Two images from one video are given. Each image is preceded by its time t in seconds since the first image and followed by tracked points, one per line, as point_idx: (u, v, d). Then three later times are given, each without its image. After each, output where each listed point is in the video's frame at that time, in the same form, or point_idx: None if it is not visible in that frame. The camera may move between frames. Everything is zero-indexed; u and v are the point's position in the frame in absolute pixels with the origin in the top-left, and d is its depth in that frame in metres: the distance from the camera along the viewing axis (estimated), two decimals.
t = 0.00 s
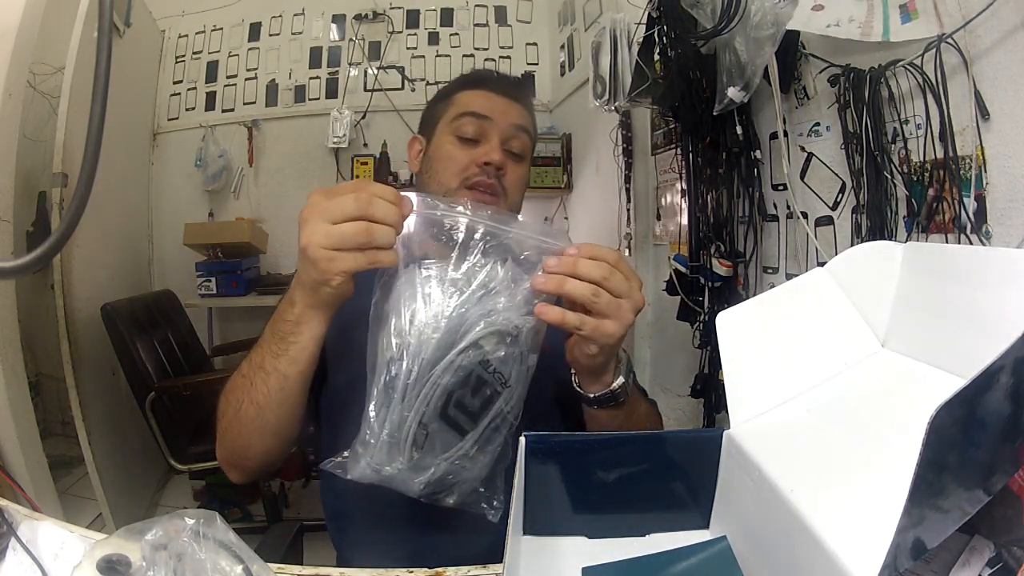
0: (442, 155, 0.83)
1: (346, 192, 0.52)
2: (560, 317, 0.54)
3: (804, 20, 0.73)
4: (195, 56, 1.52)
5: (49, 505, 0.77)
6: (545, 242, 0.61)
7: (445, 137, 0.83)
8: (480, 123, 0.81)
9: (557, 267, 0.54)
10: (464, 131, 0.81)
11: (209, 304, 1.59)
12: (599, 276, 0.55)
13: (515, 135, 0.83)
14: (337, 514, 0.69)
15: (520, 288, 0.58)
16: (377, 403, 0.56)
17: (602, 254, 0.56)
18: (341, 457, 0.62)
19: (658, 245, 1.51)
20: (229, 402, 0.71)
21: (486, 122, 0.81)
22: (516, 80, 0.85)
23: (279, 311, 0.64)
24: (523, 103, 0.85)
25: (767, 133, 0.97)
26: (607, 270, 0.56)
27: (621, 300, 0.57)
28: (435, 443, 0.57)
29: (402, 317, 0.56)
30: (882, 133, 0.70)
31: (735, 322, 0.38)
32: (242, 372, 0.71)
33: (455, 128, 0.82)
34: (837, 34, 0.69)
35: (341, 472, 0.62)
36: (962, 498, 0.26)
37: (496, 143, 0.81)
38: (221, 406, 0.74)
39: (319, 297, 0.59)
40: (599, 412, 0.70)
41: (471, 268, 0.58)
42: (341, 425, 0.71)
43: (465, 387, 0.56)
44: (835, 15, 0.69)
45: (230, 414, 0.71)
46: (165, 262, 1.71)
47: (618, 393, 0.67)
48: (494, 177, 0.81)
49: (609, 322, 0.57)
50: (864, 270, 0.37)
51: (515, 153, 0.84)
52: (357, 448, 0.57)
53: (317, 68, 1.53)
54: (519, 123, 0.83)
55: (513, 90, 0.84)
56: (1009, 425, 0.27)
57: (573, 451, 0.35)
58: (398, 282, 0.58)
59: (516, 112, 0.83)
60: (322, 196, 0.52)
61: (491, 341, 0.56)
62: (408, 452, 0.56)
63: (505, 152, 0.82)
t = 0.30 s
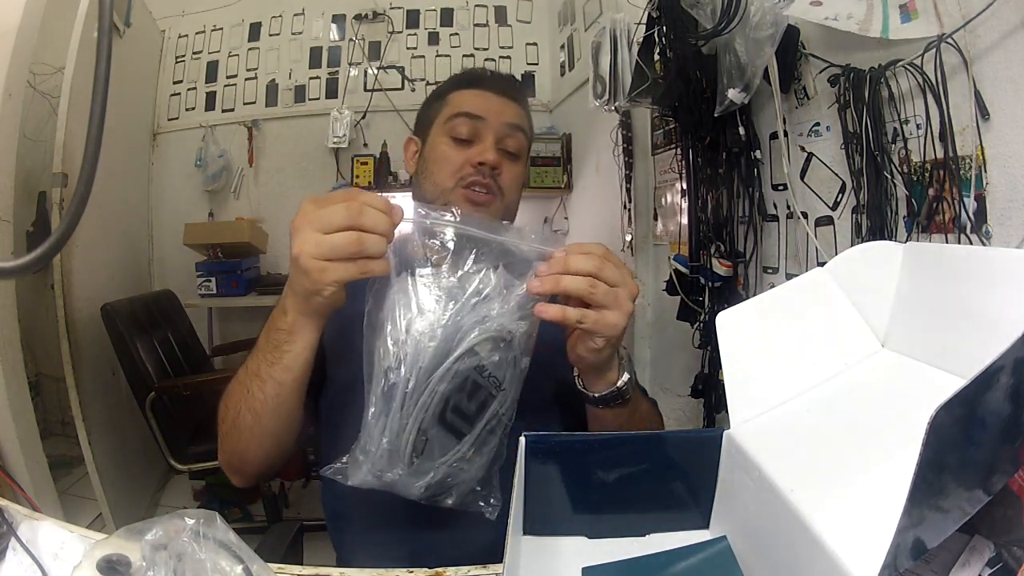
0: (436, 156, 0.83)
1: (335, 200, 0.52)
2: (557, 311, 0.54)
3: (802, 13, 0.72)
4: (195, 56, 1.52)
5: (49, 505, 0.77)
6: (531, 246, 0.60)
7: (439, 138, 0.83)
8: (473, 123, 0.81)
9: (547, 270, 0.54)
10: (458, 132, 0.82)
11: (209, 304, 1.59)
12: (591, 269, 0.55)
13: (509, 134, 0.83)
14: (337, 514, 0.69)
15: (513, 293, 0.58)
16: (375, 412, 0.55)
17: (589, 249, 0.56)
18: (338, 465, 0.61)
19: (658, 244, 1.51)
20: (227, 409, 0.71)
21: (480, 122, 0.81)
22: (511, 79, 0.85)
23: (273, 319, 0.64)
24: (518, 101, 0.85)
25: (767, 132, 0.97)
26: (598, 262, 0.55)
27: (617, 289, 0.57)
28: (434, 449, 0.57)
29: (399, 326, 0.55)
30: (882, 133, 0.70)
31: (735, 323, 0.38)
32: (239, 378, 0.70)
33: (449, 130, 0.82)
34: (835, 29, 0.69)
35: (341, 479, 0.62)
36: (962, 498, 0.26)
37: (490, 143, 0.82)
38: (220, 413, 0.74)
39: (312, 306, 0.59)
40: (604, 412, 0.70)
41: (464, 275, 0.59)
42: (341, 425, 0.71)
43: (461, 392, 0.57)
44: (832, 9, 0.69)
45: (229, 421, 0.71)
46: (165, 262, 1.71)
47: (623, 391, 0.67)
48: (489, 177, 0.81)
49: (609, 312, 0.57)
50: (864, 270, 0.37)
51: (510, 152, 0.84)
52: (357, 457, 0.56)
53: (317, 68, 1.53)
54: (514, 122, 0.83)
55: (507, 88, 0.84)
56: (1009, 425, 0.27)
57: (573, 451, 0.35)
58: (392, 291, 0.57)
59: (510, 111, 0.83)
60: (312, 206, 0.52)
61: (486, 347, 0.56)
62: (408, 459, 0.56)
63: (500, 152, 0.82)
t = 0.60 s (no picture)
0: (431, 161, 0.83)
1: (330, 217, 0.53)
2: (549, 312, 0.53)
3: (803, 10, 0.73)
4: (195, 56, 1.52)
5: (49, 505, 0.77)
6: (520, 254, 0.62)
7: (434, 141, 0.83)
8: (466, 125, 0.81)
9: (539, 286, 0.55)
10: (451, 134, 0.81)
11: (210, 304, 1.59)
12: (579, 272, 0.55)
13: (503, 134, 0.82)
14: (337, 514, 0.69)
15: (508, 302, 0.59)
16: (374, 421, 0.55)
17: (578, 252, 0.57)
18: (340, 473, 0.62)
19: (658, 244, 1.50)
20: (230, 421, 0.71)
21: (473, 123, 0.81)
22: (504, 79, 0.85)
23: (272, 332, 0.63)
24: (512, 100, 0.85)
25: (767, 133, 0.97)
26: (587, 264, 0.55)
27: (610, 291, 0.57)
28: (433, 456, 0.57)
29: (397, 337, 0.55)
30: (882, 134, 0.70)
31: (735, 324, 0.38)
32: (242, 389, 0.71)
33: (442, 133, 0.82)
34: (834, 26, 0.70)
35: (342, 486, 0.62)
36: (962, 498, 0.26)
37: (484, 144, 0.81)
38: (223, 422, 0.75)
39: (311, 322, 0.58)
40: (605, 415, 0.70)
41: (459, 285, 0.59)
42: (341, 426, 0.71)
43: (459, 401, 0.57)
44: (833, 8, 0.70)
45: (233, 432, 0.71)
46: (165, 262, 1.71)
47: (624, 393, 0.67)
48: (484, 179, 0.81)
49: (601, 314, 0.57)
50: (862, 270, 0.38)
51: (505, 152, 0.83)
52: (358, 465, 0.56)
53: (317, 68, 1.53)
54: (507, 122, 0.83)
55: (500, 87, 0.83)
56: (1009, 425, 0.27)
57: (573, 451, 0.35)
58: (388, 305, 0.57)
59: (503, 111, 0.83)
60: (311, 224, 0.52)
61: (482, 356, 0.57)
62: (409, 466, 0.56)
63: (494, 153, 0.82)
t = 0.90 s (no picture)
0: (426, 164, 0.82)
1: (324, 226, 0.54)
2: (528, 334, 0.53)
3: (804, 19, 0.74)
4: (195, 56, 1.57)
5: (49, 505, 0.77)
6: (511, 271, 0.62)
7: (427, 145, 0.82)
8: (460, 127, 0.80)
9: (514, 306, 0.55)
10: (445, 137, 0.80)
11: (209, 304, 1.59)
12: (563, 300, 0.54)
13: (497, 134, 0.81)
14: (338, 514, 0.69)
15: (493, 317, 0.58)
16: (343, 417, 0.55)
17: (568, 277, 0.56)
18: (306, 457, 0.61)
19: (658, 244, 1.41)
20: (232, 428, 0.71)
21: (466, 125, 0.80)
22: (499, 79, 0.84)
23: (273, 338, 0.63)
24: (504, 99, 0.84)
25: (767, 132, 0.97)
26: (571, 292, 0.55)
27: (597, 319, 0.56)
28: (395, 459, 0.56)
29: (375, 337, 0.56)
30: (882, 134, 0.70)
31: (735, 324, 0.38)
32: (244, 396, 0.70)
33: (436, 136, 0.81)
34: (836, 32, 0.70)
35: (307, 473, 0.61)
36: (962, 498, 0.26)
37: (478, 146, 0.80)
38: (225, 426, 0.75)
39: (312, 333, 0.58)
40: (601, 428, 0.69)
41: (445, 294, 0.59)
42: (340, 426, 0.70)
43: (428, 408, 0.56)
44: (833, 13, 0.70)
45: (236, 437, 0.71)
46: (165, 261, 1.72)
47: (620, 409, 0.65)
48: (479, 182, 0.79)
49: (585, 340, 0.55)
50: (862, 270, 0.38)
51: (499, 153, 0.82)
52: (319, 455, 0.55)
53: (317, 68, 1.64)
54: (502, 123, 0.82)
55: (492, 86, 0.83)
56: (1009, 425, 0.27)
57: (572, 451, 0.35)
58: (375, 305, 0.58)
59: (497, 111, 0.82)
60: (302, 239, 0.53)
61: (458, 368, 0.55)
62: (368, 464, 0.55)
63: (489, 154, 0.81)
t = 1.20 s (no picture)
0: (423, 167, 0.81)
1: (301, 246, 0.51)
2: (529, 348, 0.54)
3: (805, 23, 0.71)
4: (195, 56, 1.57)
5: (49, 506, 0.77)
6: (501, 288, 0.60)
7: (424, 148, 0.81)
8: (455, 129, 0.78)
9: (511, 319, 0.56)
10: (441, 140, 0.79)
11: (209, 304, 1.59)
12: (557, 308, 0.54)
13: (495, 135, 0.79)
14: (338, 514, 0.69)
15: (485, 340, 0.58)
16: (362, 468, 0.54)
17: (555, 286, 0.56)
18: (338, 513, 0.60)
19: (658, 244, 1.41)
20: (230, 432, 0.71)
21: (462, 127, 0.78)
22: (497, 79, 0.82)
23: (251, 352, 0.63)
24: (502, 98, 0.81)
25: (767, 132, 0.97)
26: (563, 298, 0.55)
27: (594, 320, 0.56)
28: (424, 497, 0.54)
29: (372, 382, 0.54)
30: (882, 134, 0.70)
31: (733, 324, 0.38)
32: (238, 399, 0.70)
33: (432, 138, 0.80)
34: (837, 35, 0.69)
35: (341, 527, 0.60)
36: (962, 498, 0.26)
37: (474, 148, 0.78)
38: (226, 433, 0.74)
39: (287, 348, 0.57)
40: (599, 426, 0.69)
41: (435, 324, 0.58)
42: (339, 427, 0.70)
43: (446, 441, 0.55)
44: (834, 16, 0.69)
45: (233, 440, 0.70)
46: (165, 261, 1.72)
47: (614, 404, 0.66)
48: (475, 185, 0.78)
49: (585, 343, 0.56)
50: (862, 270, 0.38)
51: (496, 154, 0.80)
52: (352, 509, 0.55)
53: (317, 68, 1.68)
54: (499, 123, 0.80)
55: (489, 85, 0.80)
56: (1009, 425, 0.27)
57: (573, 451, 0.35)
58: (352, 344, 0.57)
59: (494, 111, 0.80)
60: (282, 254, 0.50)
61: (464, 394, 0.56)
62: (401, 509, 0.54)
63: (485, 156, 0.79)
